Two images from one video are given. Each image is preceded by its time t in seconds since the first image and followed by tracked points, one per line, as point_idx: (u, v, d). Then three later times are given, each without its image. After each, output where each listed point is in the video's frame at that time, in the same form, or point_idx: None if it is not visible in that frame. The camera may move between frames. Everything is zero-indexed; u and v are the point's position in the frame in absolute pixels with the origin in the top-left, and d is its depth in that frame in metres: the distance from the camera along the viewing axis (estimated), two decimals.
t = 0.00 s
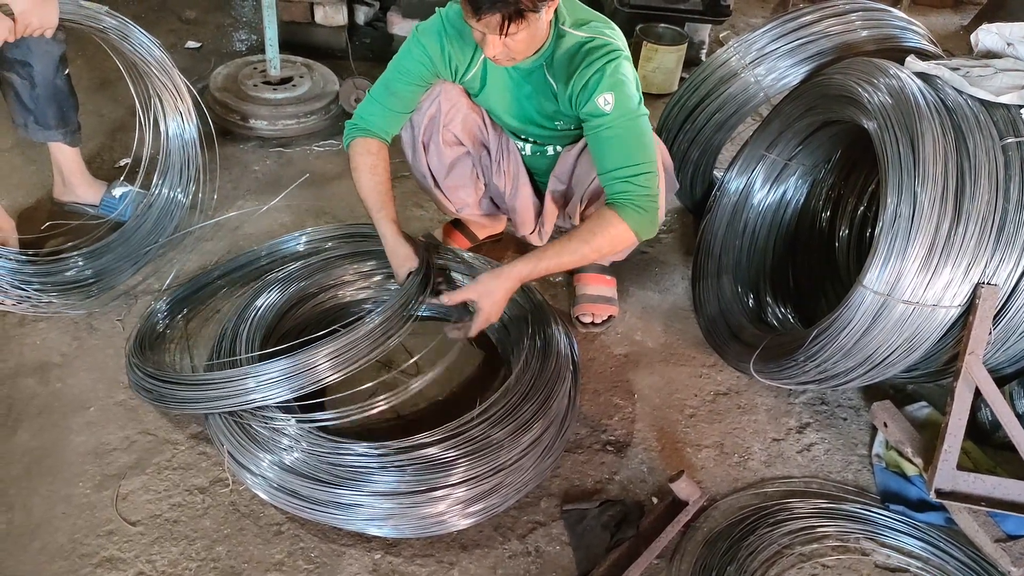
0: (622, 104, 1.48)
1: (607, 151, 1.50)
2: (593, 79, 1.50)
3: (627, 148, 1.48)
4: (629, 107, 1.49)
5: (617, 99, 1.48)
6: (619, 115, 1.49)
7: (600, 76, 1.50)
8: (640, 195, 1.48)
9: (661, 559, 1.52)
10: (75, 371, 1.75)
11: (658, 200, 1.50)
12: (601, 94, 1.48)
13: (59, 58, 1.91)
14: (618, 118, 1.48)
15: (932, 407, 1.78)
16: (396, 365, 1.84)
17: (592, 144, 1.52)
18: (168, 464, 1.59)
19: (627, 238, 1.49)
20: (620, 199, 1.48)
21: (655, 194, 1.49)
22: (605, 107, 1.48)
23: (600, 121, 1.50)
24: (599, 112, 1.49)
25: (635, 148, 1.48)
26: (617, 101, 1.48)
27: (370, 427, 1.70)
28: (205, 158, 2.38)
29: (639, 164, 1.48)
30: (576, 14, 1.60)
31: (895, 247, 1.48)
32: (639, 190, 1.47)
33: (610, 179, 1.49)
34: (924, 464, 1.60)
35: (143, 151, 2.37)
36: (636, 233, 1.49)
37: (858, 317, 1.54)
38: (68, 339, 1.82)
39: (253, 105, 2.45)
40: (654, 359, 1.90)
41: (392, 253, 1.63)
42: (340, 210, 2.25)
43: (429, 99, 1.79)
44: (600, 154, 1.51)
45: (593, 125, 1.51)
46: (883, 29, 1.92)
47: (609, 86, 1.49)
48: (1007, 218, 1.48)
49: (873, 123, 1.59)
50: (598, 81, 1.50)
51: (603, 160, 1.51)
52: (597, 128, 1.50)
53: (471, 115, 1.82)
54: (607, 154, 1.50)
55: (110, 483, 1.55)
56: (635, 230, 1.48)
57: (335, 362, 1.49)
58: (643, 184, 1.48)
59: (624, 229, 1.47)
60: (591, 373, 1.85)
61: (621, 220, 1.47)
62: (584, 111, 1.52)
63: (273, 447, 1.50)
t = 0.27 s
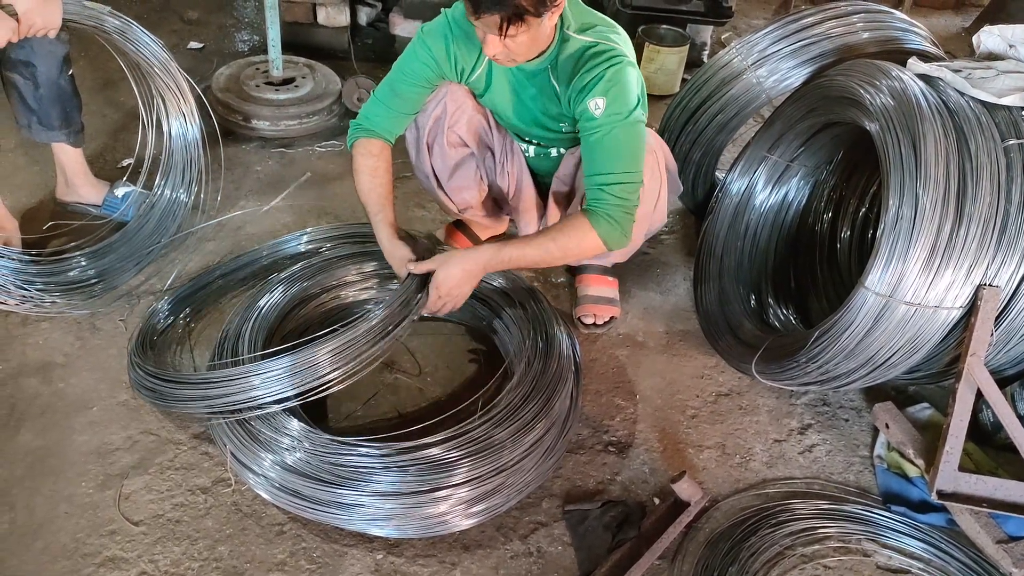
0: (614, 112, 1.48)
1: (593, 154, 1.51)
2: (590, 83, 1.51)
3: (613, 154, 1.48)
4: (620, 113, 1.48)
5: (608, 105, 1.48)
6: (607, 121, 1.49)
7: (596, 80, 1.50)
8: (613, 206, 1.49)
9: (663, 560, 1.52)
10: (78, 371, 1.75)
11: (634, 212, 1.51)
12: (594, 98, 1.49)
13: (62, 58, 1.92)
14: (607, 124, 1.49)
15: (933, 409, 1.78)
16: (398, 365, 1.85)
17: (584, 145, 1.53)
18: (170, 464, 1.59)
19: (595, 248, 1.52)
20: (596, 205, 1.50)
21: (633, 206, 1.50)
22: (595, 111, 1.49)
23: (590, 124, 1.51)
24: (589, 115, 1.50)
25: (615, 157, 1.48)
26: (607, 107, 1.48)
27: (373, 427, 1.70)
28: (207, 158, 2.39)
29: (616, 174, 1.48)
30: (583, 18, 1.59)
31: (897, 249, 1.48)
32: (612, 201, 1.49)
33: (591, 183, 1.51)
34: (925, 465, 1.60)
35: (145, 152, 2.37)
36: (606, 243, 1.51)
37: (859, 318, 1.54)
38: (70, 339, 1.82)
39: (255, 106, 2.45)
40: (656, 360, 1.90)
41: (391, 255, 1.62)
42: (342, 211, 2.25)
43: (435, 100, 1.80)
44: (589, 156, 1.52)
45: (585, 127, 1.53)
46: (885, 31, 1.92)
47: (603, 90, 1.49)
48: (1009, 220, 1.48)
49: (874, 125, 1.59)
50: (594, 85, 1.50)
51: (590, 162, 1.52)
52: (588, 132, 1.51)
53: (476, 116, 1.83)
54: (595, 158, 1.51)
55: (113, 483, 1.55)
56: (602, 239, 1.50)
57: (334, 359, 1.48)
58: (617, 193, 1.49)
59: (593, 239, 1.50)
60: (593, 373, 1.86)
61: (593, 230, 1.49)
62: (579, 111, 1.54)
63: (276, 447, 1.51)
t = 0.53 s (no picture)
0: (635, 106, 1.50)
1: (619, 153, 1.50)
2: (604, 81, 1.52)
3: (643, 148, 1.49)
4: (641, 107, 1.50)
5: (629, 100, 1.50)
6: (631, 115, 1.50)
7: (611, 78, 1.52)
8: (656, 194, 1.48)
9: (664, 560, 1.52)
10: (80, 370, 1.76)
11: (675, 199, 1.50)
12: (613, 96, 1.50)
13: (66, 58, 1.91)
14: (631, 119, 1.49)
15: (935, 410, 1.79)
16: (400, 365, 1.85)
17: (605, 146, 1.53)
18: (172, 463, 1.59)
19: (646, 239, 1.50)
20: (636, 200, 1.49)
21: (671, 194, 1.49)
22: (617, 108, 1.50)
23: (612, 122, 1.51)
24: (611, 113, 1.50)
25: (647, 148, 1.48)
26: (629, 102, 1.49)
27: (375, 426, 1.71)
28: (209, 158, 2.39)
29: (654, 164, 1.48)
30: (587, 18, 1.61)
31: (898, 250, 1.49)
32: (655, 190, 1.47)
33: (627, 179, 1.50)
34: (927, 466, 1.61)
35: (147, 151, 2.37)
36: (656, 233, 1.49)
37: (861, 319, 1.54)
38: (72, 338, 1.82)
39: (257, 105, 2.45)
40: (657, 361, 1.91)
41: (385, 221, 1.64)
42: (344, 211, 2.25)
43: (436, 97, 1.79)
44: (614, 155, 1.52)
45: (606, 127, 1.52)
46: (887, 32, 1.92)
47: (620, 87, 1.50)
48: (1011, 222, 1.48)
49: (876, 126, 1.59)
50: (608, 84, 1.52)
51: (617, 162, 1.51)
52: (608, 129, 1.52)
53: (478, 112, 1.81)
54: (621, 155, 1.50)
55: (115, 482, 1.55)
56: (651, 229, 1.48)
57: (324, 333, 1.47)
58: (657, 184, 1.48)
59: (643, 230, 1.48)
60: (595, 374, 1.86)
61: (639, 222, 1.48)
62: (597, 112, 1.54)
63: (278, 446, 1.50)
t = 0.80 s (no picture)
0: (636, 108, 1.50)
1: (623, 156, 1.51)
2: (605, 83, 1.53)
3: (645, 151, 1.49)
4: (642, 110, 1.51)
5: (630, 103, 1.50)
6: (633, 118, 1.51)
7: (613, 81, 1.52)
8: (660, 197, 1.48)
9: (666, 560, 1.52)
10: (82, 368, 1.76)
11: (680, 201, 1.50)
12: (615, 98, 1.51)
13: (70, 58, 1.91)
14: (633, 122, 1.50)
15: (936, 410, 1.79)
16: (402, 365, 1.85)
17: (608, 149, 1.54)
18: (174, 462, 1.60)
19: (653, 242, 1.50)
20: (641, 204, 1.49)
21: (675, 196, 1.50)
22: (619, 111, 1.51)
23: (614, 125, 1.52)
24: (613, 116, 1.51)
25: (648, 152, 1.49)
26: (630, 105, 1.50)
27: (376, 426, 1.71)
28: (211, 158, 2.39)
29: (657, 166, 1.49)
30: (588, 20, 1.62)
31: (901, 251, 1.49)
32: (657, 194, 1.48)
33: (631, 183, 1.51)
34: (928, 467, 1.61)
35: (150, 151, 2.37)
36: (662, 235, 1.49)
37: (864, 318, 1.54)
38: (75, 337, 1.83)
39: (260, 105, 2.46)
40: (658, 361, 1.91)
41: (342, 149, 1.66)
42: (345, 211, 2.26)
43: (433, 95, 1.81)
44: (617, 158, 1.53)
45: (608, 130, 1.53)
46: (889, 33, 1.92)
47: (622, 90, 1.51)
48: (1013, 223, 1.48)
49: (879, 127, 1.60)
50: (610, 87, 1.52)
51: (621, 166, 1.52)
52: (611, 132, 1.52)
53: (476, 110, 1.83)
54: (625, 159, 1.51)
55: (117, 481, 1.55)
56: (656, 232, 1.48)
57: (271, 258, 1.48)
58: (661, 187, 1.48)
59: (649, 235, 1.48)
60: (596, 374, 1.86)
61: (643, 226, 1.48)
62: (599, 115, 1.55)
63: (278, 444, 1.49)
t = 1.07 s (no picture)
0: (632, 109, 1.50)
1: (619, 158, 1.51)
2: (602, 84, 1.53)
3: (641, 153, 1.49)
4: (638, 111, 1.50)
5: (626, 103, 1.50)
6: (628, 119, 1.50)
7: (609, 81, 1.52)
8: (656, 199, 1.47)
9: (668, 560, 1.52)
10: (86, 367, 1.76)
11: (678, 203, 1.49)
12: (611, 99, 1.51)
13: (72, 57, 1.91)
14: (628, 123, 1.50)
15: (939, 412, 1.79)
16: (404, 365, 1.85)
17: (605, 151, 1.54)
18: (177, 461, 1.60)
19: (650, 245, 1.50)
20: (637, 205, 1.49)
21: (672, 195, 1.48)
22: (614, 112, 1.51)
23: (610, 126, 1.52)
24: (609, 117, 1.52)
25: (643, 154, 1.49)
26: (626, 106, 1.50)
27: (379, 426, 1.71)
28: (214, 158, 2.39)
29: (652, 168, 1.48)
30: (588, 22, 1.62)
31: (904, 251, 1.49)
32: (652, 195, 1.47)
33: (628, 185, 1.50)
34: (931, 468, 1.60)
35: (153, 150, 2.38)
36: (659, 237, 1.49)
37: (868, 318, 1.54)
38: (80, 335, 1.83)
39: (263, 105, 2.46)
40: (661, 362, 1.90)
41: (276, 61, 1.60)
42: (348, 211, 2.26)
43: (433, 99, 1.82)
44: (614, 160, 1.53)
45: (605, 132, 1.53)
46: (893, 34, 1.92)
47: (618, 90, 1.51)
48: (1017, 224, 1.48)
49: (883, 127, 1.60)
50: (606, 88, 1.52)
51: (618, 167, 1.52)
52: (608, 134, 1.53)
53: (474, 113, 1.85)
54: (621, 160, 1.51)
55: (121, 480, 1.56)
56: (652, 234, 1.48)
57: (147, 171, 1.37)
58: (657, 188, 1.47)
59: (645, 237, 1.48)
60: (599, 374, 1.86)
61: (639, 230, 1.48)
62: (596, 116, 1.55)
63: (282, 443, 1.49)
